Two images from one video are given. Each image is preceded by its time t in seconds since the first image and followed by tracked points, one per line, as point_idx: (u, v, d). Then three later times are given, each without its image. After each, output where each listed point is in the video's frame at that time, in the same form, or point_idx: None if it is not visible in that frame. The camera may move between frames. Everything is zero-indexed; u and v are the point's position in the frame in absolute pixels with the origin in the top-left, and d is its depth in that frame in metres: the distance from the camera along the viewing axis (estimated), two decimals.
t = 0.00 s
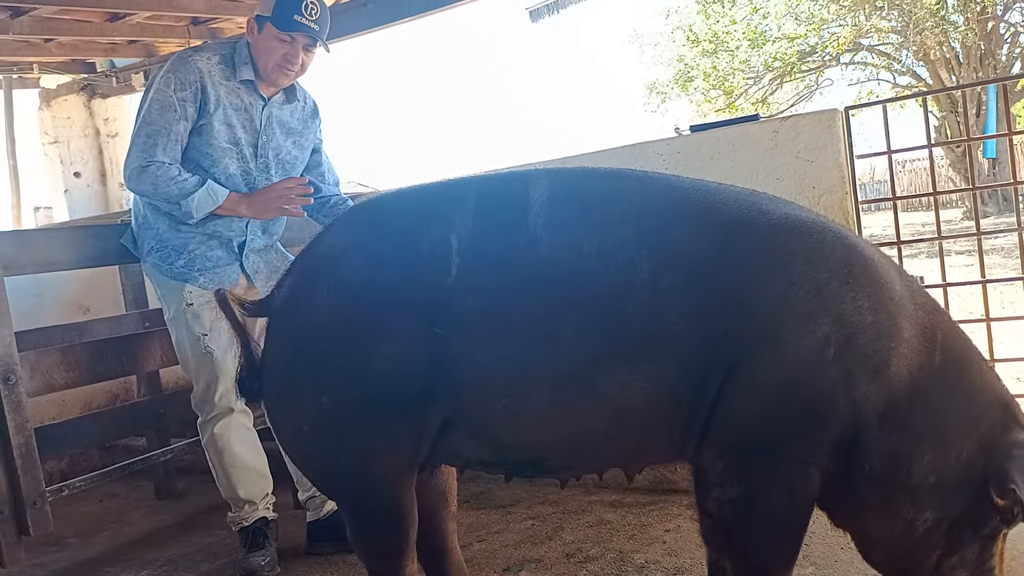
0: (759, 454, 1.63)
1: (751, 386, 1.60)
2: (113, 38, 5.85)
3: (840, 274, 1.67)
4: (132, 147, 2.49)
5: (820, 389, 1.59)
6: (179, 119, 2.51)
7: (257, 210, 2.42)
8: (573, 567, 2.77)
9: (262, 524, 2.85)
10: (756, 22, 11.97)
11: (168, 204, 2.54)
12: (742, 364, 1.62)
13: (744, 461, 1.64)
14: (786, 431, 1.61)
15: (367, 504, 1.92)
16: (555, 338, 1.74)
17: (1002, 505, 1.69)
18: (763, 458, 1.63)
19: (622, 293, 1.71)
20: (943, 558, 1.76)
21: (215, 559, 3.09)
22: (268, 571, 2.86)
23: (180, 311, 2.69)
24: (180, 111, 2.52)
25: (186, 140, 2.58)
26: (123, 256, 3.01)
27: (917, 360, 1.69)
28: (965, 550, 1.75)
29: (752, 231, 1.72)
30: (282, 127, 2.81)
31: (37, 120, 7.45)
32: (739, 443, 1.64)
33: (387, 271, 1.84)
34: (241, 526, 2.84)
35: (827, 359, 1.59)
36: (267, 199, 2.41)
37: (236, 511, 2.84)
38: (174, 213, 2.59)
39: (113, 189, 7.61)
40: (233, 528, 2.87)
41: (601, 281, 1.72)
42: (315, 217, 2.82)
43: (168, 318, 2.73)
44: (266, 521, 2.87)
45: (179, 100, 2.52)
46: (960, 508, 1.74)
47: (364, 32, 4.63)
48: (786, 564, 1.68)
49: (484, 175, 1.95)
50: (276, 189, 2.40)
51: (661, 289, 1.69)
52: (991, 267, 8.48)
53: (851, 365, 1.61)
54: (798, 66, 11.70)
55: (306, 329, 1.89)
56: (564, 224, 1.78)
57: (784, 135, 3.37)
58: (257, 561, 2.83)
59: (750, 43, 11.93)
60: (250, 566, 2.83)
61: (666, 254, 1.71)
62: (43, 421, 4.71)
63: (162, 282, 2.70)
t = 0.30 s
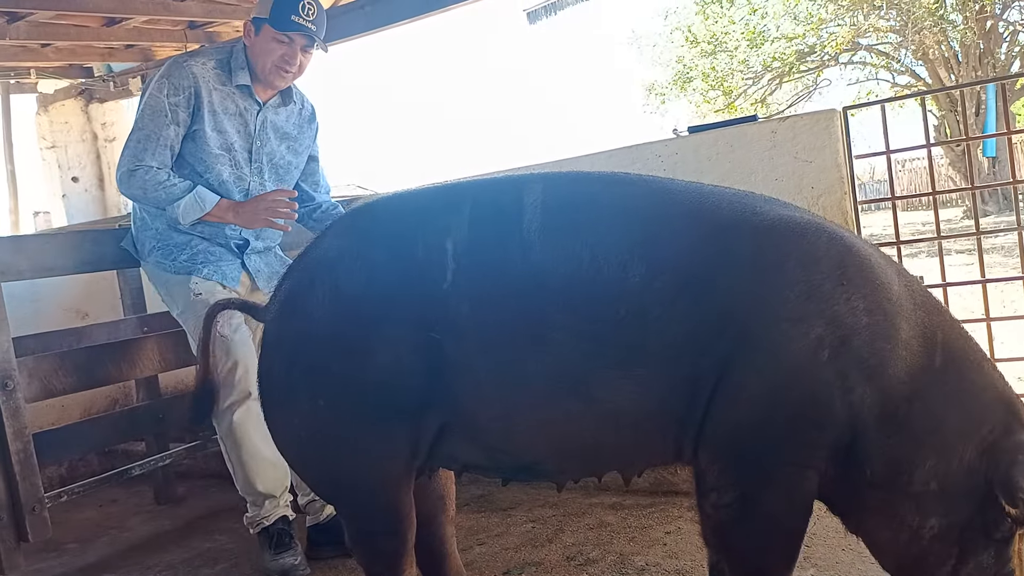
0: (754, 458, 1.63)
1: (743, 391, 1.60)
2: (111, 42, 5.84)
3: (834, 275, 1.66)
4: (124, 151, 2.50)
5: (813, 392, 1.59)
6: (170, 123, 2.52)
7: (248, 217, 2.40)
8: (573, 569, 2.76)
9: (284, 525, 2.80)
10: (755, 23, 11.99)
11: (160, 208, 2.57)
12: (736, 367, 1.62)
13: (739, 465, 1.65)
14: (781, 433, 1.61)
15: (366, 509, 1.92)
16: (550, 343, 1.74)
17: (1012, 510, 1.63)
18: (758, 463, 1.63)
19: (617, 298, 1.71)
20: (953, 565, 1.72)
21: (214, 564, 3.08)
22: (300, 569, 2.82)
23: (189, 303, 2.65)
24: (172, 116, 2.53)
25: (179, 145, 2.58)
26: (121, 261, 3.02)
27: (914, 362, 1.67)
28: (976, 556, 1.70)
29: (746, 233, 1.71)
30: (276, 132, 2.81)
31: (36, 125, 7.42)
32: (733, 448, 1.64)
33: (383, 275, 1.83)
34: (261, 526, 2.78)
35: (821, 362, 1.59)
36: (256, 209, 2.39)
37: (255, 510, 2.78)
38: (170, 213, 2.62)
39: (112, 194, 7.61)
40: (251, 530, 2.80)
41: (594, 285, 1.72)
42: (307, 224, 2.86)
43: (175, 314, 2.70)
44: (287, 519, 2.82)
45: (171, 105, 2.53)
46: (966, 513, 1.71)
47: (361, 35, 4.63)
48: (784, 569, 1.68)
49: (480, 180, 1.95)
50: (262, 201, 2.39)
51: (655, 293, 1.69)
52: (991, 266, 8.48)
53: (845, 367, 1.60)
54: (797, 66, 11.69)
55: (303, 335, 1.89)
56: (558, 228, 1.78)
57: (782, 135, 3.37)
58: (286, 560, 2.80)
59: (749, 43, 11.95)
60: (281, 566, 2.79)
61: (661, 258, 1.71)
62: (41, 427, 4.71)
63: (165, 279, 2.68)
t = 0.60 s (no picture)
0: (749, 458, 1.63)
1: (740, 392, 1.61)
2: (109, 43, 5.84)
3: (832, 274, 1.66)
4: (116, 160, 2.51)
5: (809, 391, 1.59)
6: (160, 131, 2.52)
7: (244, 223, 2.50)
8: (573, 568, 2.76)
9: (299, 537, 2.73)
10: (754, 22, 12.00)
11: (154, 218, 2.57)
12: (733, 366, 1.62)
13: (735, 464, 1.65)
14: (778, 433, 1.60)
15: (366, 508, 1.92)
16: (546, 343, 1.74)
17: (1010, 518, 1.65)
18: (754, 462, 1.63)
19: (613, 298, 1.71)
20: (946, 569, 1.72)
21: (214, 565, 3.08)
22: None
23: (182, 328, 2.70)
24: (161, 123, 2.53)
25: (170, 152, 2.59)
26: (121, 263, 3.01)
27: (913, 361, 1.66)
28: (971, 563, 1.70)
29: (744, 232, 1.71)
30: (264, 132, 2.82)
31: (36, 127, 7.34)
32: (728, 446, 1.65)
33: (382, 275, 1.83)
34: (274, 540, 2.70)
35: (817, 361, 1.59)
36: (252, 217, 2.49)
37: (261, 526, 2.70)
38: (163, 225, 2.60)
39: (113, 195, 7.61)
40: (262, 546, 2.72)
41: (592, 284, 1.72)
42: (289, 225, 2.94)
43: (166, 335, 2.73)
44: (300, 533, 2.75)
45: (159, 112, 2.52)
46: (965, 519, 1.70)
47: (359, 35, 4.62)
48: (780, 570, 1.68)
49: (480, 180, 1.95)
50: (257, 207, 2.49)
51: (652, 292, 1.69)
52: (991, 264, 8.49)
53: (842, 366, 1.60)
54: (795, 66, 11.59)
55: (302, 333, 1.89)
56: (555, 228, 1.78)
57: (781, 134, 3.37)
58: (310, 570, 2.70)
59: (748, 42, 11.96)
60: None
61: (658, 257, 1.71)
62: (41, 428, 4.71)
63: (158, 296, 2.69)
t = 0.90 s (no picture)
0: (747, 456, 1.63)
1: (738, 390, 1.61)
2: (109, 45, 5.83)
3: (829, 271, 1.66)
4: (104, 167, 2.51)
5: (807, 390, 1.59)
6: (145, 136, 2.51)
7: (235, 226, 2.56)
8: (575, 568, 2.77)
9: (302, 536, 2.74)
10: (754, 21, 12.00)
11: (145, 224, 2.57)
12: (730, 364, 1.62)
13: (735, 463, 1.65)
14: (777, 432, 1.60)
15: (367, 508, 1.92)
16: (543, 344, 1.74)
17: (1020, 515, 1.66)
18: (752, 460, 1.63)
19: (611, 297, 1.72)
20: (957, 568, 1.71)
21: (216, 565, 3.08)
22: None
23: (179, 329, 2.68)
24: (147, 128, 2.52)
25: (158, 156, 2.59)
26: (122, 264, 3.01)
27: (913, 359, 1.66)
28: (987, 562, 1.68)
29: (742, 231, 1.71)
30: (252, 130, 2.82)
31: (36, 127, 7.24)
32: (726, 444, 1.65)
33: (380, 275, 1.84)
34: (277, 540, 2.70)
35: (815, 359, 1.59)
36: (243, 221, 2.55)
37: (264, 527, 2.70)
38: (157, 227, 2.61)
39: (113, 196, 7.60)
40: (265, 548, 2.72)
41: (589, 284, 1.73)
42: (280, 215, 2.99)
43: (166, 336, 2.70)
44: (302, 532, 2.76)
45: (144, 116, 2.52)
46: (973, 517, 1.70)
47: (358, 34, 4.62)
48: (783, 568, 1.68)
49: (478, 180, 1.95)
50: (246, 208, 2.55)
51: (650, 292, 1.70)
52: (992, 263, 8.48)
53: (840, 364, 1.60)
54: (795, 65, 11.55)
55: (300, 333, 1.89)
56: (553, 227, 1.78)
57: (781, 132, 3.38)
58: (312, 571, 2.70)
59: (748, 42, 11.96)
60: None
61: (656, 255, 1.71)
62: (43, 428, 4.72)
63: (157, 299, 2.68)
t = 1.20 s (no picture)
0: (750, 456, 1.63)
1: (741, 389, 1.60)
2: (109, 44, 5.83)
3: (833, 269, 1.65)
4: (101, 170, 2.51)
5: (809, 389, 1.58)
6: (142, 137, 2.51)
7: (234, 226, 2.55)
8: (575, 567, 2.76)
9: (302, 536, 2.73)
10: (754, 21, 12.01)
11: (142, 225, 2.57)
12: (731, 363, 1.62)
13: (738, 463, 1.64)
14: (779, 432, 1.60)
15: (367, 507, 1.92)
16: (543, 343, 1.74)
17: None
18: (754, 460, 1.62)
19: (611, 297, 1.71)
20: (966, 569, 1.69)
21: (215, 565, 3.07)
22: None
23: (178, 328, 2.67)
24: (144, 129, 2.52)
25: (154, 157, 2.58)
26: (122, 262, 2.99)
27: (917, 358, 1.65)
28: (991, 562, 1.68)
29: (744, 230, 1.70)
30: (248, 128, 2.81)
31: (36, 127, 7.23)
32: (728, 444, 1.65)
33: (379, 275, 1.83)
34: (277, 540, 2.69)
35: (817, 359, 1.58)
36: (241, 225, 2.55)
37: (264, 527, 2.69)
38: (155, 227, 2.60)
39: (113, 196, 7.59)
40: (266, 548, 2.71)
41: (590, 284, 1.72)
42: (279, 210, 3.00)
43: (165, 335, 2.70)
44: (303, 532, 2.75)
45: (140, 117, 2.51)
46: (982, 518, 1.68)
47: (357, 34, 4.61)
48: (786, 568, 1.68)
49: (479, 179, 1.94)
50: (246, 209, 2.54)
51: (652, 291, 1.69)
52: (993, 262, 8.48)
53: (843, 364, 1.59)
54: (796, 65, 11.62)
55: (300, 333, 1.89)
56: (553, 226, 1.78)
57: (781, 131, 3.37)
58: (313, 570, 2.69)
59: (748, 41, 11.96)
60: None
61: (657, 255, 1.71)
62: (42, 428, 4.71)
63: (156, 297, 2.68)
